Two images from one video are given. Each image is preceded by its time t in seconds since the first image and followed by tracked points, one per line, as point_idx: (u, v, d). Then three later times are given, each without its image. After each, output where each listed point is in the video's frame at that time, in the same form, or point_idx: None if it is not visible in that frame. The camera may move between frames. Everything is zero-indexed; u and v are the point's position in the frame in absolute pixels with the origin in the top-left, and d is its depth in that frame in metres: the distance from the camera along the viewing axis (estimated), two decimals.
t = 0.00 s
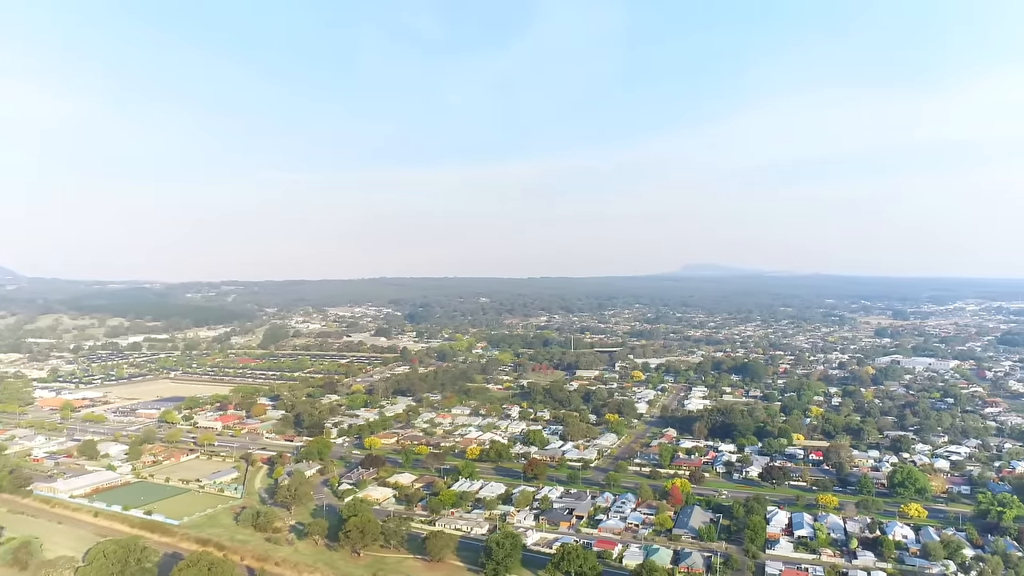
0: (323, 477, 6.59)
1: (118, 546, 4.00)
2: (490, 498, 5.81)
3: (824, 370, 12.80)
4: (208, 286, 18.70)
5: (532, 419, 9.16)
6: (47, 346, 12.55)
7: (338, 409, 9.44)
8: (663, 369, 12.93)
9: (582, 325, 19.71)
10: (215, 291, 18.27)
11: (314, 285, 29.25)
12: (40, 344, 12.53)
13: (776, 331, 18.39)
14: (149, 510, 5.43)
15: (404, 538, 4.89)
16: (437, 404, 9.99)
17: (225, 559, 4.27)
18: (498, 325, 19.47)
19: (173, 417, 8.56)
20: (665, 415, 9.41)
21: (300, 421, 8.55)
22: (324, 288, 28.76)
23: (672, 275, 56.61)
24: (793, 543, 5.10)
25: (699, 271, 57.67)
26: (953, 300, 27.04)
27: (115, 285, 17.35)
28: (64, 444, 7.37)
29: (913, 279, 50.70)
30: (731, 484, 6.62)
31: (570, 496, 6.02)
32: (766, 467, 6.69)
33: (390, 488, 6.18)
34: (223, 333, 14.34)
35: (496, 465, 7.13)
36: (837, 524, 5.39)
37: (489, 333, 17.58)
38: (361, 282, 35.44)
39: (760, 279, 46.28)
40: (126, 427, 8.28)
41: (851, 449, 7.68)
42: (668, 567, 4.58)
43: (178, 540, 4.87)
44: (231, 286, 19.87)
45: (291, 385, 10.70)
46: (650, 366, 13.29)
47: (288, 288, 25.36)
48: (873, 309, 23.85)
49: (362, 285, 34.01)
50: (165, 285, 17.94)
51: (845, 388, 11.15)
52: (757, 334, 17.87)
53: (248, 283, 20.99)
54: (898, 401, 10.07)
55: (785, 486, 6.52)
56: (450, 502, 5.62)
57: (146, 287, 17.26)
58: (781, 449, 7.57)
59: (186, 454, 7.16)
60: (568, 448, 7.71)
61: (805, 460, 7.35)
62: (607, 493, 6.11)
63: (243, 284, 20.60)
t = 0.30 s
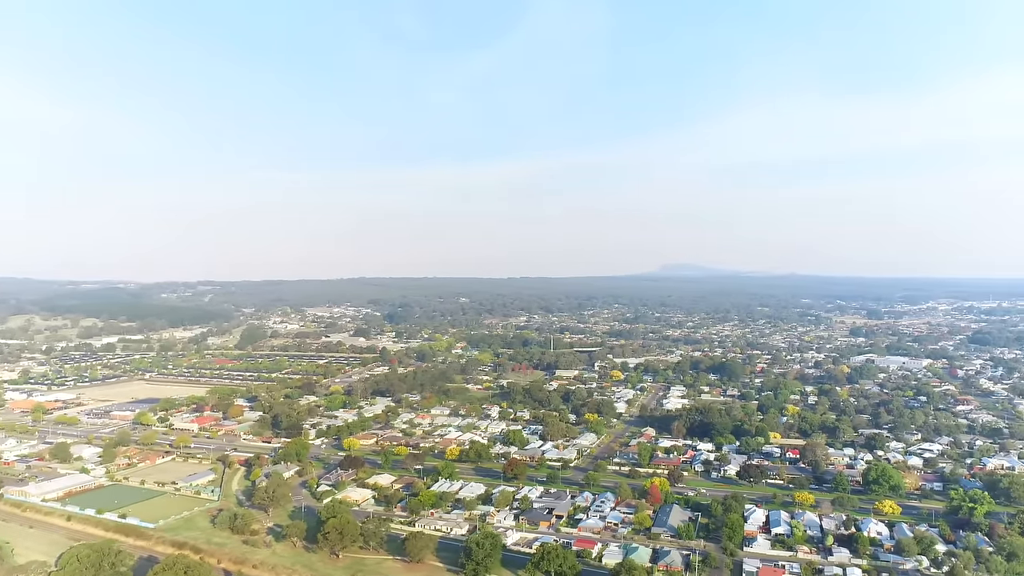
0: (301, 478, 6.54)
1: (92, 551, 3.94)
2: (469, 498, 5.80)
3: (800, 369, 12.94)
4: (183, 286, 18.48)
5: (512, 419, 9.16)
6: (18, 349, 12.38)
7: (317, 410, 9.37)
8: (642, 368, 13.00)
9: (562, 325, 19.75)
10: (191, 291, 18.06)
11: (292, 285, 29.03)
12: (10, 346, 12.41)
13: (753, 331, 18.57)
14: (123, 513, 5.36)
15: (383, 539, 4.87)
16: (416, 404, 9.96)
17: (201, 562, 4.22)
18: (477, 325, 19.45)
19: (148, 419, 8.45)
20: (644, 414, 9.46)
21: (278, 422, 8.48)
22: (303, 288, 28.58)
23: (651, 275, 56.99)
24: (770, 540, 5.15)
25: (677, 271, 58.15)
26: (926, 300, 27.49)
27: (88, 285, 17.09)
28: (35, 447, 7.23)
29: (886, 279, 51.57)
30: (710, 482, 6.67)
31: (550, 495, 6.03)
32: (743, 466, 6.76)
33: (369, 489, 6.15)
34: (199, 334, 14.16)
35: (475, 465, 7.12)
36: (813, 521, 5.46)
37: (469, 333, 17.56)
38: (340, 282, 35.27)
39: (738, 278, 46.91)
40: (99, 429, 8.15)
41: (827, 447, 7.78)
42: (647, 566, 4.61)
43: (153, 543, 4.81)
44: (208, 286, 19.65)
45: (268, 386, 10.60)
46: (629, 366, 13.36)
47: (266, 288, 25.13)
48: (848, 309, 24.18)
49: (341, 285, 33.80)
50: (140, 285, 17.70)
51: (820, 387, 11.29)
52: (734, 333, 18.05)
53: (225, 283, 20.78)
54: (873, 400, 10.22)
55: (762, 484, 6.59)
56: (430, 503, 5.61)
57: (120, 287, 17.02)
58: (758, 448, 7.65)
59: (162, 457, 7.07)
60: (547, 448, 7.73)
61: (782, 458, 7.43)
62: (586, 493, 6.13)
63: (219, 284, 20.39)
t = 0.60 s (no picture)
0: (282, 480, 6.49)
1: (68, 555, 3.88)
2: (451, 499, 5.79)
3: (780, 368, 13.06)
4: (161, 287, 18.27)
5: (493, 419, 9.16)
6: None
7: (297, 411, 9.30)
8: (624, 368, 13.05)
9: (543, 325, 19.78)
10: (169, 291, 17.85)
11: (272, 285, 28.82)
12: None
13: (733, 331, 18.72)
14: (100, 516, 5.28)
15: (364, 541, 4.84)
16: (397, 405, 9.92)
17: (180, 565, 4.18)
18: (459, 325, 19.42)
19: (125, 420, 8.34)
20: (625, 414, 9.50)
21: (257, 424, 8.41)
22: (283, 288, 28.39)
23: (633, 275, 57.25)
24: (750, 538, 5.19)
25: (658, 271, 58.46)
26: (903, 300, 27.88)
27: (63, 285, 16.84)
28: (8, 450, 7.11)
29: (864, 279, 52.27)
30: (690, 481, 6.72)
31: (532, 495, 6.04)
32: (723, 465, 6.81)
33: (350, 490, 6.11)
34: (177, 334, 13.95)
35: (457, 466, 7.10)
36: (792, 519, 5.52)
37: (450, 333, 17.52)
38: (320, 282, 35.08)
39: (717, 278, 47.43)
40: (75, 432, 8.03)
41: (805, 445, 7.86)
42: (629, 565, 4.63)
43: (131, 547, 4.75)
44: (185, 286, 19.42)
45: (248, 387, 10.50)
46: (611, 366, 13.41)
47: (245, 288, 24.88)
48: (827, 309, 24.44)
49: (321, 285, 33.55)
50: (116, 285, 17.47)
51: (799, 386, 11.40)
52: (714, 333, 18.18)
53: (203, 283, 20.58)
54: (850, 398, 10.34)
55: (742, 482, 6.64)
56: (411, 504, 5.59)
57: (96, 288, 16.77)
58: (738, 447, 7.71)
59: (139, 459, 6.98)
60: (529, 448, 7.73)
61: (761, 456, 7.49)
62: (568, 493, 6.14)
63: (197, 285, 20.18)
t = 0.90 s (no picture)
0: (261, 482, 6.44)
1: (41, 560, 3.82)
2: (432, 500, 5.78)
3: (758, 367, 13.19)
4: (137, 287, 18.05)
5: (474, 420, 9.16)
6: None
7: (276, 412, 9.22)
8: (605, 368, 13.10)
9: (524, 325, 19.80)
10: (146, 292, 17.64)
11: (251, 285, 28.60)
12: None
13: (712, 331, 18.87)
14: (74, 520, 5.20)
15: (345, 542, 4.81)
16: (378, 406, 9.89)
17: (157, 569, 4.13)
18: (440, 326, 19.39)
19: (100, 422, 8.22)
20: (606, 414, 9.53)
21: (236, 425, 8.34)
22: (262, 289, 28.17)
23: (614, 275, 57.48)
24: (730, 536, 5.24)
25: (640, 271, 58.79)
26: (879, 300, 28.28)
27: (37, 285, 16.57)
28: None
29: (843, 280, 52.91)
30: (671, 480, 6.76)
31: (513, 496, 6.03)
32: (703, 464, 6.86)
33: (330, 492, 6.07)
34: (153, 335, 13.74)
35: (438, 467, 7.08)
36: (770, 518, 5.57)
37: (431, 334, 17.48)
38: (300, 283, 34.89)
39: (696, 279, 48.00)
40: (49, 434, 7.90)
41: (784, 444, 7.94)
42: (610, 564, 4.64)
43: (106, 551, 4.68)
44: (162, 287, 19.20)
45: (226, 388, 10.40)
46: (591, 366, 13.46)
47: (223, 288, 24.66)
48: (805, 309, 24.73)
49: (301, 286, 33.36)
50: (91, 285, 17.22)
51: (777, 385, 11.52)
52: (694, 333, 18.33)
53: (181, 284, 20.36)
54: (828, 397, 10.47)
55: (722, 481, 6.70)
56: (392, 505, 5.57)
57: (70, 288, 16.52)
58: (718, 446, 7.78)
59: (115, 462, 6.88)
60: (510, 448, 7.74)
61: (740, 455, 7.56)
62: (548, 493, 6.15)
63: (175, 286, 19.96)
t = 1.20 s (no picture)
0: (236, 484, 6.37)
1: (11, 566, 3.75)
2: (410, 501, 5.76)
3: (735, 367, 13.30)
4: (109, 287, 17.76)
5: (453, 420, 9.13)
6: None
7: (253, 413, 9.13)
8: (583, 368, 13.14)
9: (503, 325, 19.79)
10: (118, 292, 17.36)
11: (226, 285, 28.29)
12: None
13: (690, 330, 18.99)
14: (44, 525, 5.10)
15: (322, 544, 4.78)
16: (356, 406, 9.83)
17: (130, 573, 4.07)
18: (418, 326, 19.32)
19: (71, 426, 8.08)
20: (584, 414, 9.56)
21: (211, 427, 8.24)
22: (237, 289, 27.87)
23: (593, 275, 57.61)
24: (706, 534, 5.28)
25: (619, 272, 59.02)
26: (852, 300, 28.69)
27: (6, 286, 16.24)
28: None
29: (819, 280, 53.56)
30: (649, 479, 6.80)
31: (491, 496, 6.03)
32: (680, 463, 6.91)
33: (307, 494, 6.03)
34: (127, 337, 13.33)
35: (416, 467, 7.05)
36: (747, 515, 5.63)
37: (409, 334, 17.41)
38: (276, 283, 34.56)
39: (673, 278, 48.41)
40: (18, 438, 7.74)
41: (759, 442, 8.02)
42: (588, 563, 4.66)
43: (78, 556, 4.60)
44: (135, 287, 18.91)
45: (201, 390, 10.27)
46: (570, 366, 13.49)
47: (198, 288, 24.32)
48: (780, 309, 25.00)
49: (277, 286, 33.05)
50: (61, 286, 16.91)
51: (753, 384, 11.64)
52: (671, 333, 18.44)
53: (154, 285, 20.07)
54: (803, 396, 10.59)
55: (699, 480, 6.75)
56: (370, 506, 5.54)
57: (40, 288, 16.21)
58: (695, 445, 7.84)
59: (87, 465, 6.77)
60: (489, 448, 7.73)
61: (717, 454, 7.62)
62: (527, 492, 6.16)
63: (148, 287, 19.66)
